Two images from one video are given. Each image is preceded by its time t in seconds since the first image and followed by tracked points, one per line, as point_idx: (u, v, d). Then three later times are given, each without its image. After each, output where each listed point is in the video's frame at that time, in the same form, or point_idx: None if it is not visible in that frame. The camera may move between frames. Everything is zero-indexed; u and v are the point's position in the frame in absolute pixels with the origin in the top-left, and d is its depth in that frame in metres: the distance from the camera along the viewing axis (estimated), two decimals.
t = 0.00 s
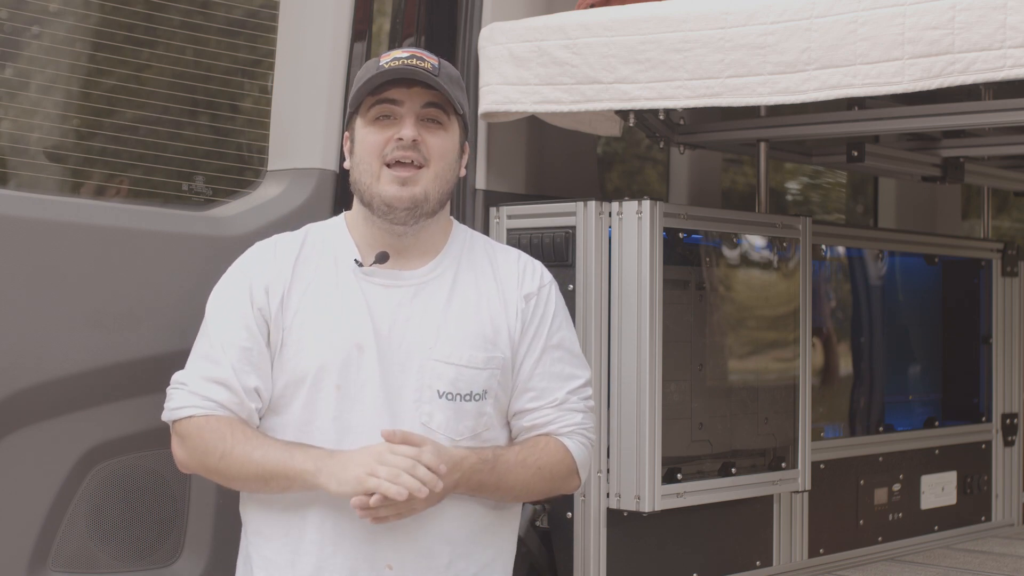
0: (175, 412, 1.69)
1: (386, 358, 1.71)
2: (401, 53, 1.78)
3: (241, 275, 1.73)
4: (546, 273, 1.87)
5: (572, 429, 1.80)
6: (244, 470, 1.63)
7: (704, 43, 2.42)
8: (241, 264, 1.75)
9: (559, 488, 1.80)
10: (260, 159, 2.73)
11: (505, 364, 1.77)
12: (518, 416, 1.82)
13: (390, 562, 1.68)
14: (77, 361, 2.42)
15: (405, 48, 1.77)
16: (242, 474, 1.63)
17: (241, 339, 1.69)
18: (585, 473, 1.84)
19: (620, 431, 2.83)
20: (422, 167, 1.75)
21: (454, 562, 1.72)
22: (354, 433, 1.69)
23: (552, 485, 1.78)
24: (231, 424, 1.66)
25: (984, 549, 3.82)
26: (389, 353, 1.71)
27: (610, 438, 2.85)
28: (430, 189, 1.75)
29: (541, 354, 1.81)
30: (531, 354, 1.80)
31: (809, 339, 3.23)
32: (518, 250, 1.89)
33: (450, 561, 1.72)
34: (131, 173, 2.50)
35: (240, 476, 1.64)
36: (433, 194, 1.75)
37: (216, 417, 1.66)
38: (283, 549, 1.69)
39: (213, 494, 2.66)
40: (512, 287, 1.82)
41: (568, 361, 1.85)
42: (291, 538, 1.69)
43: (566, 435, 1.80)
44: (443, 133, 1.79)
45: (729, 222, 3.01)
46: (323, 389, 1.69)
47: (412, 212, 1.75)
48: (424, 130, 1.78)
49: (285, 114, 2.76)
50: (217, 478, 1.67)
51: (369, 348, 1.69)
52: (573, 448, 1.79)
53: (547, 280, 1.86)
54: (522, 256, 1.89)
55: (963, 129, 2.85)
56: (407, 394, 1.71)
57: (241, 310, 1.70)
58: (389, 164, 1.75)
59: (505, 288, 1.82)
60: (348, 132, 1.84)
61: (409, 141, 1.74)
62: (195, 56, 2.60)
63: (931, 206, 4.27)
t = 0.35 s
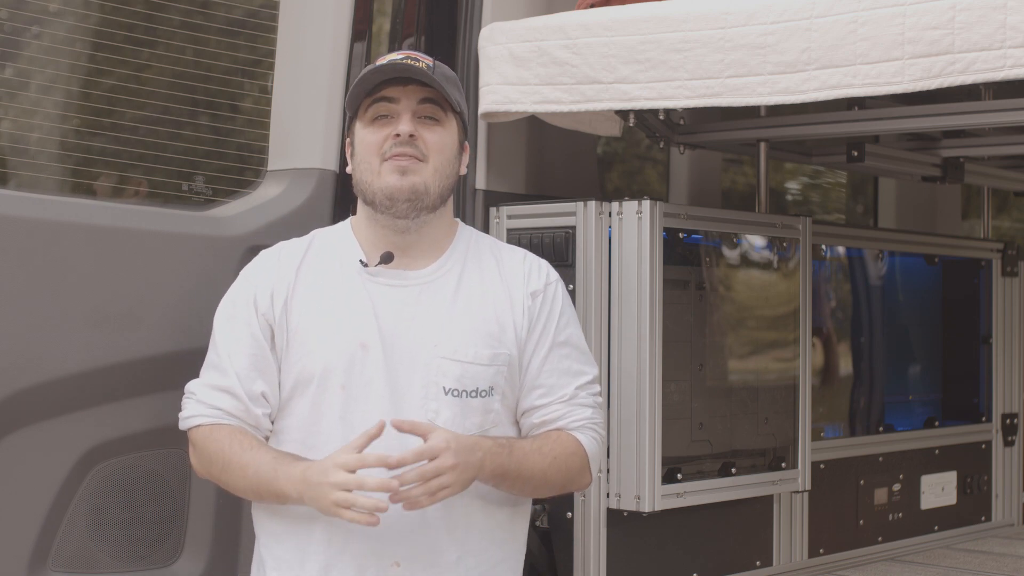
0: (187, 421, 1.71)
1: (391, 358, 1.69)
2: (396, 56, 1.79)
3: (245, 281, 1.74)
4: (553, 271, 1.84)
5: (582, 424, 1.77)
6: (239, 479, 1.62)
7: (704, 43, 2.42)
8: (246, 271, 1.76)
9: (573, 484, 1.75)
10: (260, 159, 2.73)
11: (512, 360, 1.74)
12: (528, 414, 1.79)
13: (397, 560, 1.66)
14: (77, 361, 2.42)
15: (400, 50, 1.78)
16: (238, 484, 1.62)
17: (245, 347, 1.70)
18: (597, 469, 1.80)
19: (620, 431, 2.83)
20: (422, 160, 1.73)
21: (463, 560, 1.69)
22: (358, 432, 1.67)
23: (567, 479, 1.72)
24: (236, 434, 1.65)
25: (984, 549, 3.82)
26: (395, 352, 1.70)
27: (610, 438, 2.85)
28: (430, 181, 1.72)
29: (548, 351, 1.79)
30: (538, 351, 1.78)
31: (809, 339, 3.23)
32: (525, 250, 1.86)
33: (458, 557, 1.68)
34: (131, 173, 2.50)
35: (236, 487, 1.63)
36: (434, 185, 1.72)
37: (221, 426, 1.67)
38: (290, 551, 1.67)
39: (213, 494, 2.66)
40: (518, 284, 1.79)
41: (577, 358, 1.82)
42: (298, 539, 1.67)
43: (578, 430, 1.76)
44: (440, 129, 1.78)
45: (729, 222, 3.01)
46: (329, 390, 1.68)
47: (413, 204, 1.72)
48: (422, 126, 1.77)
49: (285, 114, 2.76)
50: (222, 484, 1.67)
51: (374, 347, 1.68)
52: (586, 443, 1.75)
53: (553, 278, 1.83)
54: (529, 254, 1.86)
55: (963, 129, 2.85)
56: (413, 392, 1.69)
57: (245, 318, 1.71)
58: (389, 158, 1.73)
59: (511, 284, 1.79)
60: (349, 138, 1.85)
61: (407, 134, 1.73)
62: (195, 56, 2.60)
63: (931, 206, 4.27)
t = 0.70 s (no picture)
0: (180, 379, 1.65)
1: (395, 350, 1.69)
2: (384, 62, 1.78)
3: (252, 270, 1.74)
4: (554, 269, 1.84)
5: (576, 420, 1.72)
6: (220, 357, 1.55)
7: (704, 43, 2.42)
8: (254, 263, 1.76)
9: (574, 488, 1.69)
10: (260, 159, 2.73)
11: (512, 354, 1.74)
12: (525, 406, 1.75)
13: (398, 551, 1.63)
14: (76, 361, 2.42)
15: (386, 56, 1.77)
16: (223, 366, 1.54)
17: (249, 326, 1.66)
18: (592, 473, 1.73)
19: (620, 431, 2.83)
20: (421, 166, 1.73)
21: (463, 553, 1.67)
22: (359, 423, 1.65)
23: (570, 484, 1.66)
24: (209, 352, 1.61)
25: (984, 549, 3.82)
26: (399, 345, 1.69)
27: (610, 438, 2.85)
28: (431, 187, 1.72)
29: (544, 344, 1.77)
30: (534, 343, 1.77)
31: (809, 339, 3.23)
32: (527, 250, 1.86)
33: (458, 551, 1.67)
34: (131, 173, 2.50)
35: (220, 372, 1.54)
36: (436, 190, 1.73)
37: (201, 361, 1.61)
38: (293, 540, 1.65)
39: (213, 494, 2.66)
40: (519, 281, 1.79)
41: (573, 354, 1.80)
42: (300, 529, 1.65)
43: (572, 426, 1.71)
44: (437, 133, 1.77)
45: (729, 222, 3.01)
46: (331, 380, 1.67)
47: (417, 210, 1.73)
48: (417, 131, 1.77)
49: (285, 114, 2.76)
50: (215, 408, 1.54)
51: (378, 339, 1.67)
52: (580, 442, 1.70)
53: (553, 275, 1.83)
54: (531, 253, 1.86)
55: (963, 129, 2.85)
56: (414, 385, 1.67)
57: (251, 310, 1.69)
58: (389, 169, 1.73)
59: (512, 282, 1.79)
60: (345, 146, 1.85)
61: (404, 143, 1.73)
62: (195, 56, 2.59)
63: (931, 206, 4.27)
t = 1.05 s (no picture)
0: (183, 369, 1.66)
1: (395, 352, 1.69)
2: (384, 66, 1.78)
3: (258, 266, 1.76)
4: (559, 275, 1.84)
5: (572, 429, 1.72)
6: (219, 363, 1.56)
7: (704, 43, 2.42)
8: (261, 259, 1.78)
9: (563, 497, 1.68)
10: (260, 159, 2.74)
11: (513, 357, 1.73)
12: (522, 412, 1.75)
13: (390, 551, 1.63)
14: (76, 361, 2.42)
15: (386, 60, 1.77)
16: (219, 371, 1.55)
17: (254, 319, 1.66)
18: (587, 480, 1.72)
19: (620, 431, 2.83)
20: (431, 166, 1.73)
21: (458, 554, 1.67)
22: (356, 421, 1.66)
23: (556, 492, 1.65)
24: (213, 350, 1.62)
25: (984, 549, 3.82)
26: (399, 347, 1.69)
27: (609, 438, 2.86)
28: (443, 185, 1.73)
29: (543, 351, 1.76)
30: (534, 349, 1.76)
31: (809, 339, 3.23)
32: (533, 255, 1.86)
33: (454, 552, 1.66)
34: (131, 174, 2.50)
35: (217, 378, 1.56)
36: (448, 189, 1.73)
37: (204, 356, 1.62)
38: (287, 537, 1.66)
39: (213, 494, 2.66)
40: (522, 286, 1.79)
41: (574, 361, 1.79)
42: (295, 527, 1.66)
43: (568, 435, 1.71)
44: (443, 134, 1.78)
45: (729, 222, 3.01)
46: (330, 380, 1.67)
47: (429, 209, 1.73)
48: (424, 132, 1.77)
49: (285, 114, 2.76)
50: (207, 409, 1.57)
51: (378, 339, 1.68)
52: (573, 451, 1.69)
53: (558, 281, 1.82)
54: (536, 259, 1.85)
55: (963, 129, 2.85)
56: (413, 386, 1.67)
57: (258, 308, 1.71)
58: (398, 170, 1.73)
59: (514, 287, 1.79)
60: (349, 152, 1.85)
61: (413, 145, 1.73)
62: (195, 56, 2.60)
63: (932, 206, 4.27)
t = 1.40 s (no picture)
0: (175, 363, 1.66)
1: (394, 351, 1.69)
2: (392, 61, 1.79)
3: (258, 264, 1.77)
4: (561, 277, 1.84)
5: (574, 429, 1.72)
6: (196, 335, 1.57)
7: (704, 43, 2.42)
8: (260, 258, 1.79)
9: (563, 495, 1.67)
10: (260, 159, 2.73)
11: (514, 360, 1.73)
12: (523, 414, 1.76)
13: (387, 553, 1.63)
14: (77, 361, 2.42)
15: (395, 55, 1.79)
16: (197, 342, 1.56)
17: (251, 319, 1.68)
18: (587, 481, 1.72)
19: (620, 431, 2.83)
20: (433, 162, 1.74)
21: (455, 558, 1.66)
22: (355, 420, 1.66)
23: (553, 488, 1.64)
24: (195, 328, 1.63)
25: (984, 549, 3.82)
26: (399, 346, 1.69)
27: (609, 438, 2.85)
28: (444, 184, 1.73)
29: (545, 352, 1.76)
30: (535, 350, 1.76)
31: (809, 339, 3.23)
32: (536, 256, 1.86)
33: (451, 555, 1.65)
34: (131, 174, 2.50)
35: (195, 347, 1.56)
36: (449, 187, 1.73)
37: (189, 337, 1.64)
38: (285, 537, 1.66)
39: (213, 494, 2.66)
40: (523, 286, 1.79)
41: (577, 363, 1.79)
42: (293, 527, 1.66)
43: (569, 436, 1.71)
44: (448, 129, 1.78)
45: (729, 222, 3.01)
46: (330, 378, 1.68)
47: (429, 208, 1.73)
48: (428, 128, 1.77)
49: (285, 114, 2.76)
50: (190, 386, 1.57)
51: (378, 339, 1.68)
52: (577, 450, 1.69)
53: (560, 283, 1.82)
54: (539, 260, 1.85)
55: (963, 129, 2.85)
56: (413, 385, 1.68)
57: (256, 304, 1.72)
58: (400, 165, 1.74)
59: (516, 287, 1.79)
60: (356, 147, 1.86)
61: (416, 138, 1.74)
62: (195, 56, 2.60)
63: (932, 206, 4.27)
